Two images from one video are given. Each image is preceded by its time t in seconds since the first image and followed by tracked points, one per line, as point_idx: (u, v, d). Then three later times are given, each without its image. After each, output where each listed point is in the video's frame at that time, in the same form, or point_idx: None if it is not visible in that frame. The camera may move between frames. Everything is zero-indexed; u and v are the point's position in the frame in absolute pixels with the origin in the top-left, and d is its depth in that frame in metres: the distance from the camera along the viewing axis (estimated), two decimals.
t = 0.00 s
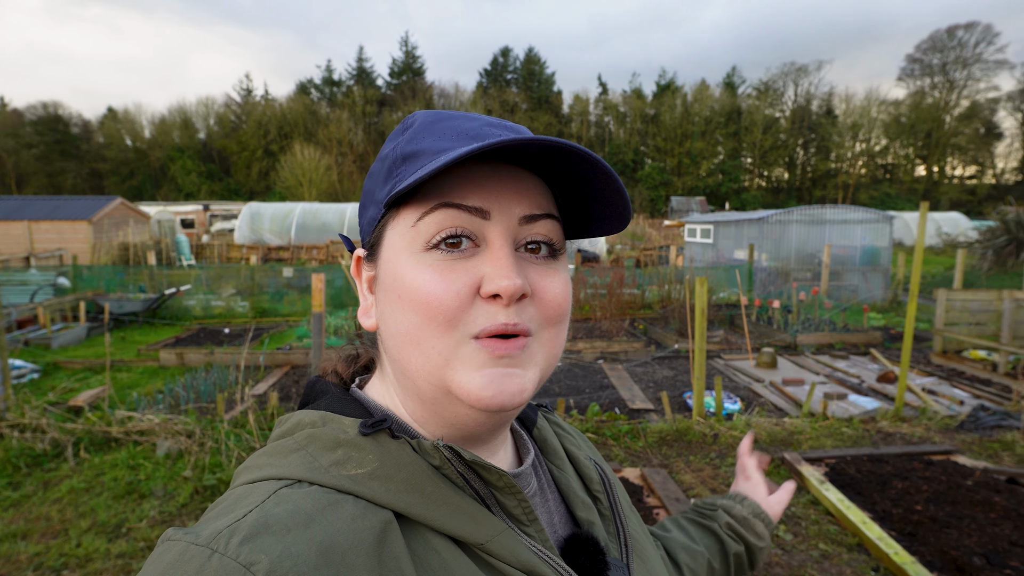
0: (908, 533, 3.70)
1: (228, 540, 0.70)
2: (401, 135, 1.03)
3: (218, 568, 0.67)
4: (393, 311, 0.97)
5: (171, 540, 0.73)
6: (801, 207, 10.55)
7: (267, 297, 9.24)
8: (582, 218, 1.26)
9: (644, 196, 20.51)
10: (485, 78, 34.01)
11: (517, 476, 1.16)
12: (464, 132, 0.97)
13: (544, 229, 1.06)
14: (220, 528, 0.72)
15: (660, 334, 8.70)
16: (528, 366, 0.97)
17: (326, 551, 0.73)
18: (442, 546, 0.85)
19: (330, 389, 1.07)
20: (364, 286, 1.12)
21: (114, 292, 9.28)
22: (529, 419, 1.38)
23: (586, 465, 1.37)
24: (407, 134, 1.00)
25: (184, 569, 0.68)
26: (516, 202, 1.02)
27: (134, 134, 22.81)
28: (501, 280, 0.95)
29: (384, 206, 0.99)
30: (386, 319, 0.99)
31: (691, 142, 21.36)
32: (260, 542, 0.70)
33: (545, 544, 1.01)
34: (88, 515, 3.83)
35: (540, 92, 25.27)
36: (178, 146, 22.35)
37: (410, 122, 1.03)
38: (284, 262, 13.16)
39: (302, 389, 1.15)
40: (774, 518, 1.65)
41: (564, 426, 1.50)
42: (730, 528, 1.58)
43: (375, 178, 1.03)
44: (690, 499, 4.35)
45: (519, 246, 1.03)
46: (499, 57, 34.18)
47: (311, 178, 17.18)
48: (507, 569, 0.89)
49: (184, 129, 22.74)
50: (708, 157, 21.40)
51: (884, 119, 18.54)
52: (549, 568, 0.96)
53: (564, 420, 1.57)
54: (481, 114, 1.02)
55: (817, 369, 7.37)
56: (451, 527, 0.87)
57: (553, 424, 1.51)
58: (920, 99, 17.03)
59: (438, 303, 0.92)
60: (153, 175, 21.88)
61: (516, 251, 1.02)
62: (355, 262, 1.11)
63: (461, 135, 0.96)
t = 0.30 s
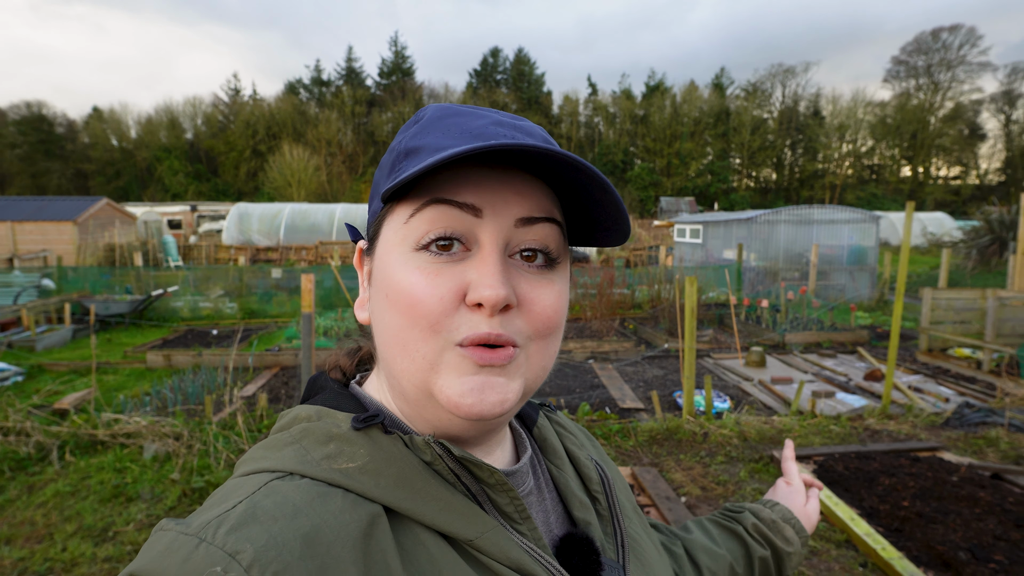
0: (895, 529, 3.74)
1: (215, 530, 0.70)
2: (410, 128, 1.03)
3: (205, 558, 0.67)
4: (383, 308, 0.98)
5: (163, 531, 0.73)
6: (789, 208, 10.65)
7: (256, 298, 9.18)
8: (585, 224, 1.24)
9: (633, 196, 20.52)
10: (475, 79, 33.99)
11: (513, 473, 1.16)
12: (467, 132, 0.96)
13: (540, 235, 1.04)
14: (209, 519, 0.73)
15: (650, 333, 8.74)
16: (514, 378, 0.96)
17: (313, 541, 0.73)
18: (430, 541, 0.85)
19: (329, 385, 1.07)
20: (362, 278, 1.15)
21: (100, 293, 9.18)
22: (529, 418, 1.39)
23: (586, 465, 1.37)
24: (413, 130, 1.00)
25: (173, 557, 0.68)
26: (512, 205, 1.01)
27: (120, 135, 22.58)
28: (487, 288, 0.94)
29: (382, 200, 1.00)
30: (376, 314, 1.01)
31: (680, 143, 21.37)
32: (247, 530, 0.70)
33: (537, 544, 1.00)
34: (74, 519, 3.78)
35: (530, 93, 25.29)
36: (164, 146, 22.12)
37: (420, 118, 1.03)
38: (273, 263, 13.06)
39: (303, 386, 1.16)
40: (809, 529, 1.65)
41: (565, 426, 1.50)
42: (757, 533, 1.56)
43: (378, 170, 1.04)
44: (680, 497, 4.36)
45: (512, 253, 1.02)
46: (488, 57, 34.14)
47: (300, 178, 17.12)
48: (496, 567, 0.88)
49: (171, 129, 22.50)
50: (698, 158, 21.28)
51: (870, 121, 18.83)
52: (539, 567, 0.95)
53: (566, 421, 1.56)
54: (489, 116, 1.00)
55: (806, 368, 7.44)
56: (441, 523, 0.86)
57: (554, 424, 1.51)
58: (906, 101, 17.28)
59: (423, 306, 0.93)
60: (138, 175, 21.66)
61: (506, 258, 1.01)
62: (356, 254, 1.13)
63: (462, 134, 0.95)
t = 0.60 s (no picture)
0: (876, 522, 3.79)
1: (209, 514, 0.70)
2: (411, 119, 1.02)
3: (198, 541, 0.67)
4: (376, 303, 0.98)
5: (157, 515, 0.73)
6: (772, 207, 10.79)
7: (240, 298, 9.10)
8: (584, 231, 1.21)
9: (619, 196, 20.54)
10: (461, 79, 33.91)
11: (507, 463, 1.16)
12: (467, 129, 0.95)
13: (536, 236, 1.03)
14: (204, 504, 0.72)
15: (636, 332, 8.80)
16: (501, 378, 0.96)
17: (306, 528, 0.72)
18: (423, 528, 0.84)
19: (324, 374, 1.07)
20: (358, 268, 1.14)
21: (80, 294, 9.04)
22: (523, 411, 1.39)
23: (581, 457, 1.37)
24: (413, 121, 0.99)
25: (167, 541, 0.68)
26: (511, 203, 0.99)
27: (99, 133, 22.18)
28: (481, 290, 0.93)
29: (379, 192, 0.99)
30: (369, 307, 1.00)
31: (666, 143, 21.45)
32: (240, 516, 0.70)
33: (532, 534, 0.98)
34: (55, 523, 3.74)
35: (517, 93, 25.28)
36: (145, 145, 21.79)
37: (420, 108, 1.01)
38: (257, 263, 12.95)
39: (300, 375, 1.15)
40: (806, 514, 1.65)
41: (561, 419, 1.50)
42: (753, 520, 1.57)
43: (377, 160, 1.03)
44: (666, 493, 4.39)
45: (507, 254, 1.01)
46: (474, 56, 34.11)
47: (284, 178, 16.98)
48: (490, 556, 0.87)
49: (152, 128, 22.17)
50: (683, 157, 21.42)
51: (852, 121, 19.17)
52: (532, 556, 0.93)
53: (562, 414, 1.56)
54: (491, 111, 0.99)
55: (789, 364, 7.54)
56: (434, 512, 0.85)
57: (550, 417, 1.51)
58: (887, 102, 17.65)
59: (416, 304, 0.92)
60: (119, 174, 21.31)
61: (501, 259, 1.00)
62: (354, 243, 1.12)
63: (463, 132, 0.94)
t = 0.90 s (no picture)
0: (855, 515, 3.85)
1: (196, 517, 0.69)
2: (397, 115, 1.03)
3: (184, 544, 0.67)
4: (358, 307, 0.98)
5: (143, 516, 0.72)
6: (754, 206, 10.94)
7: (221, 299, 9.01)
8: (577, 239, 1.19)
9: (603, 197, 20.52)
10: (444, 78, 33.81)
11: (499, 462, 1.16)
12: (453, 131, 0.96)
13: (523, 244, 1.01)
14: (190, 506, 0.72)
15: (620, 330, 8.88)
16: (488, 384, 0.96)
17: (295, 531, 0.72)
18: (414, 529, 0.84)
19: (314, 372, 1.07)
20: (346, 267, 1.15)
21: (56, 296, 8.88)
22: (516, 408, 1.40)
23: (573, 455, 1.38)
24: (399, 121, 0.99)
25: (153, 544, 0.67)
26: (496, 211, 0.98)
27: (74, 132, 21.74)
28: (464, 301, 0.92)
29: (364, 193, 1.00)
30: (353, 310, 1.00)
31: (649, 142, 21.50)
32: (227, 517, 0.69)
33: (523, 533, 0.99)
34: (32, 528, 3.67)
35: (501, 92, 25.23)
36: (123, 145, 21.43)
37: (407, 102, 1.01)
38: (238, 263, 12.83)
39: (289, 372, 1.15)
40: (796, 536, 1.67)
41: (553, 417, 1.51)
42: (740, 533, 1.60)
43: (364, 159, 1.04)
44: (650, 489, 4.43)
45: (495, 260, 1.00)
46: (457, 56, 34.03)
47: (265, 177, 16.79)
48: (479, 555, 0.88)
49: (129, 126, 21.77)
50: (665, 157, 21.50)
51: (831, 122, 19.53)
52: (523, 556, 0.94)
53: (553, 411, 1.57)
54: (478, 109, 0.99)
55: (770, 361, 7.65)
56: (426, 512, 0.85)
57: (542, 414, 1.52)
58: (864, 102, 18.16)
59: (399, 310, 0.92)
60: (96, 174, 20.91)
61: (489, 265, 0.99)
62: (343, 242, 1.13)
63: (448, 135, 0.95)
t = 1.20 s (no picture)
0: (835, 510, 3.91)
1: (179, 529, 0.68)
2: (389, 114, 1.02)
3: (167, 557, 0.66)
4: (349, 308, 0.97)
5: (123, 529, 0.71)
6: (735, 206, 11.08)
7: (202, 301, 8.90)
8: (568, 241, 1.20)
9: (586, 196, 20.17)
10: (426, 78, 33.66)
11: (490, 467, 1.17)
12: (446, 130, 0.96)
13: (517, 246, 1.02)
14: (172, 517, 0.71)
15: (604, 330, 8.93)
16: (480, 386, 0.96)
17: (281, 542, 0.71)
18: (403, 538, 0.84)
19: (301, 377, 1.06)
20: (335, 267, 1.14)
21: (31, 298, 8.72)
22: (506, 412, 1.41)
23: (564, 459, 1.39)
24: (391, 120, 0.99)
25: (133, 557, 0.66)
26: (491, 211, 0.98)
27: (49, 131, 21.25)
28: (458, 301, 0.93)
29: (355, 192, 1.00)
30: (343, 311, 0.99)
31: (632, 143, 21.41)
32: (210, 530, 0.68)
33: (514, 539, 0.99)
34: (7, 536, 3.60)
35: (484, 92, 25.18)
36: (99, 144, 21.02)
37: (399, 101, 1.01)
38: (219, 264, 12.66)
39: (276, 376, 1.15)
40: (782, 535, 1.70)
41: (544, 420, 1.52)
42: (728, 532, 1.62)
43: (354, 158, 1.04)
44: (635, 488, 4.47)
45: (488, 261, 1.01)
46: (440, 55, 33.86)
47: (246, 177, 16.59)
48: (470, 564, 0.88)
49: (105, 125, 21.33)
50: (648, 157, 21.41)
51: (810, 124, 19.86)
52: (514, 564, 0.94)
53: (543, 414, 1.58)
54: (470, 109, 1.00)
55: (752, 360, 7.75)
56: (415, 521, 0.85)
57: (532, 418, 1.53)
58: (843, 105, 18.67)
59: (391, 311, 0.91)
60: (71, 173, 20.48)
61: (483, 266, 1.00)
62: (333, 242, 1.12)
63: (442, 135, 0.96)
